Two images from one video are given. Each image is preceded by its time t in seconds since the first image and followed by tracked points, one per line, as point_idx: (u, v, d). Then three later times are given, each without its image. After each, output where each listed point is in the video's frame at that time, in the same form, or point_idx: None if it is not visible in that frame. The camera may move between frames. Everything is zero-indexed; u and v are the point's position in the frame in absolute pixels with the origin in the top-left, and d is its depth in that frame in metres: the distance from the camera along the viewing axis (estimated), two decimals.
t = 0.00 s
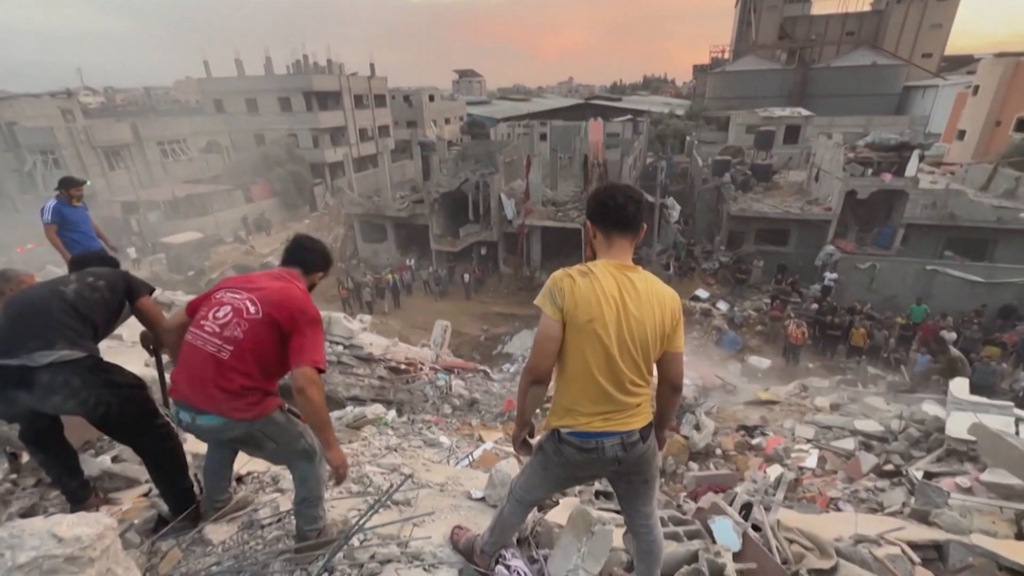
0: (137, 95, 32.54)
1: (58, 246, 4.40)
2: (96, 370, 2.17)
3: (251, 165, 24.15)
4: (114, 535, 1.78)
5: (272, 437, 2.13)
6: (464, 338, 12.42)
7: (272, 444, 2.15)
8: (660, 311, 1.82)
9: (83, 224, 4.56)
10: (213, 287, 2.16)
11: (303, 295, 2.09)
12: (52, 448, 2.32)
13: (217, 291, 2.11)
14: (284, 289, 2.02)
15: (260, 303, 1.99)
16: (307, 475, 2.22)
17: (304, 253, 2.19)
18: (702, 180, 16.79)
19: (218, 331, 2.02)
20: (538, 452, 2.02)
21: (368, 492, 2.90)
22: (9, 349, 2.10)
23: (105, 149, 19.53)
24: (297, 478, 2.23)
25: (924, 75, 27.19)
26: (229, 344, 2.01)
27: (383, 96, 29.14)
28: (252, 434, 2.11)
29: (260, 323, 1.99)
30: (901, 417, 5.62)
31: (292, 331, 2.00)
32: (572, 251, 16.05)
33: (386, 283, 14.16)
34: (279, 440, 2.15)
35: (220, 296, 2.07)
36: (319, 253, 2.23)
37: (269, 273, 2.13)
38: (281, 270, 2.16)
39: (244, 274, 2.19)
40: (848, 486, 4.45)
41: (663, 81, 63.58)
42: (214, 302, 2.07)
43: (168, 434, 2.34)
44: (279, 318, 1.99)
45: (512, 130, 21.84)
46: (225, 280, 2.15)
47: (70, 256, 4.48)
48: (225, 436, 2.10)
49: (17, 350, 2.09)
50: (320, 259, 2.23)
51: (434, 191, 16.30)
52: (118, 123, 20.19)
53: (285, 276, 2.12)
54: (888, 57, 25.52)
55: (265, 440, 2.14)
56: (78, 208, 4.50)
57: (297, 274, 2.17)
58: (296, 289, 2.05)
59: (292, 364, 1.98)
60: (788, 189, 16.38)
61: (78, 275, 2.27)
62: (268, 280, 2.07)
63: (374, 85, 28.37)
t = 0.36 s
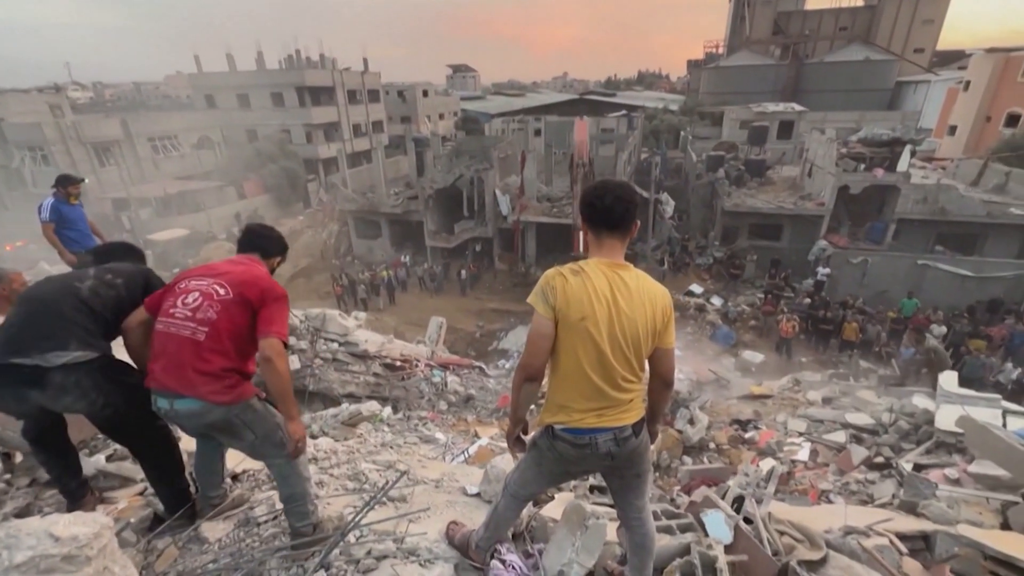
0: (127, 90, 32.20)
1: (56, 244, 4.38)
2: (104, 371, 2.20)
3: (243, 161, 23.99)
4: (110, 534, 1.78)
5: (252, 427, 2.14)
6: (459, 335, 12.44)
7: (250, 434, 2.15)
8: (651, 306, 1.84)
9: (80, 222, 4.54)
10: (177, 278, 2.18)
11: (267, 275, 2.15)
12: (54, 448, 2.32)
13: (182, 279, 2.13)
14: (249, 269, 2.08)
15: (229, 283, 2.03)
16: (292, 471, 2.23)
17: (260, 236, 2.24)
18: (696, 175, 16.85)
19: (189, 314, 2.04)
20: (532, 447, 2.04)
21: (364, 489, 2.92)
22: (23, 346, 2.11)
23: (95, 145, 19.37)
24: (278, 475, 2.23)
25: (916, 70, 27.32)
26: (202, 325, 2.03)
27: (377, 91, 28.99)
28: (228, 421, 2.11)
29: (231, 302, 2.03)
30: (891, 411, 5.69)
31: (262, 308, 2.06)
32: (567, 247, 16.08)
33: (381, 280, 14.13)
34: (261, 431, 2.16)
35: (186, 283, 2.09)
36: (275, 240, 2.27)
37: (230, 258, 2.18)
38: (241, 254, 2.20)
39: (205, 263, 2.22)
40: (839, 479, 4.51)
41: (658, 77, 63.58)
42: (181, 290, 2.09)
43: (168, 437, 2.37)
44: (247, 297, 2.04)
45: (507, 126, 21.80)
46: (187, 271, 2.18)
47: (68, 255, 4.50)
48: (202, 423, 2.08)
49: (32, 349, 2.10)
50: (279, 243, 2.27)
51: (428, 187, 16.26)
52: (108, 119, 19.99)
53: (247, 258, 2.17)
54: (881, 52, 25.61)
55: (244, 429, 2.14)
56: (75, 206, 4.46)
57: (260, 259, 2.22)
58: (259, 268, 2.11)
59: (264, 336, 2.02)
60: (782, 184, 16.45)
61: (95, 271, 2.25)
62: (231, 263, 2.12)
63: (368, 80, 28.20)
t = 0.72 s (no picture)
0: (117, 85, 31.85)
1: (49, 243, 4.35)
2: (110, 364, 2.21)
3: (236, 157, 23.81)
4: (104, 533, 1.79)
5: (266, 423, 2.15)
6: (454, 331, 12.43)
7: (267, 431, 2.16)
8: (645, 305, 1.86)
9: (73, 220, 4.51)
10: (175, 279, 2.05)
11: (273, 274, 2.05)
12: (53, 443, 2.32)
13: (183, 283, 2.00)
14: (255, 276, 1.97)
15: (236, 293, 1.94)
16: (300, 466, 2.24)
17: (260, 225, 2.10)
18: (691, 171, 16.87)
19: (200, 326, 1.97)
20: (525, 443, 2.05)
21: (358, 487, 2.91)
22: (28, 340, 2.09)
23: (86, 141, 19.20)
24: (289, 468, 2.24)
25: (909, 66, 27.43)
26: (215, 338, 1.98)
27: (371, 87, 28.81)
28: (247, 423, 2.13)
29: (240, 314, 1.96)
30: (883, 405, 5.74)
31: (274, 315, 2.01)
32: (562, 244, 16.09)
33: (376, 276, 14.10)
34: (274, 429, 2.17)
35: (188, 290, 1.99)
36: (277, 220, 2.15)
37: (230, 255, 2.05)
38: (241, 249, 2.07)
39: (202, 258, 2.08)
40: (832, 472, 4.56)
41: (653, 72, 63.50)
42: (184, 298, 1.98)
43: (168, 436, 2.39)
44: (258, 306, 1.97)
45: (501, 122, 21.72)
46: (184, 271, 2.04)
47: (63, 254, 4.51)
48: (223, 426, 2.10)
49: (37, 342, 2.09)
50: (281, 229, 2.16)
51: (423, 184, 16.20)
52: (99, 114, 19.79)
53: (249, 255, 2.05)
54: (874, 48, 25.66)
55: (260, 427, 2.15)
56: (67, 205, 4.43)
57: (262, 251, 2.10)
58: (265, 270, 2.00)
59: (283, 348, 2.01)
60: (776, 180, 16.50)
61: (101, 265, 2.24)
62: (233, 265, 2.00)
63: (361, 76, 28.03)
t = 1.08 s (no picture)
0: (115, 84, 31.80)
1: (52, 245, 4.37)
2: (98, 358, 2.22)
3: (235, 156, 23.77)
4: (106, 534, 1.80)
5: (283, 425, 2.15)
6: (454, 330, 12.44)
7: (283, 432, 2.17)
8: (645, 305, 1.87)
9: (73, 221, 4.52)
10: (197, 285, 1.99)
11: (300, 279, 2.02)
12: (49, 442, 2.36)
13: (207, 292, 1.96)
14: (285, 284, 1.94)
15: (265, 302, 1.92)
16: (304, 465, 2.25)
17: (273, 224, 2.08)
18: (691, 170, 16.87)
19: (230, 339, 1.95)
20: (524, 442, 2.06)
21: (358, 486, 2.92)
22: (14, 339, 2.11)
23: (84, 140, 19.17)
24: (296, 467, 2.26)
25: (908, 64, 27.43)
26: (246, 350, 1.96)
27: (370, 85, 28.77)
28: (268, 425, 2.12)
29: (272, 325, 1.95)
30: (881, 403, 5.76)
31: (304, 322, 2.00)
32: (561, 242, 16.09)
33: (375, 275, 14.09)
34: (290, 429, 2.18)
35: (212, 297, 1.95)
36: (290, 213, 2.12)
37: (250, 258, 2.01)
38: (263, 251, 2.04)
39: (219, 260, 2.03)
40: (831, 471, 4.58)
41: (652, 71, 63.42)
42: (211, 307, 1.94)
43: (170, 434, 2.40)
44: (289, 317, 1.96)
45: (501, 120, 21.70)
46: (205, 276, 1.99)
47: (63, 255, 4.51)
48: (245, 429, 2.09)
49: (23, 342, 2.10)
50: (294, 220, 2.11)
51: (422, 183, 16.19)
52: (97, 114, 19.74)
53: (270, 258, 2.02)
54: (874, 46, 25.65)
55: (277, 428, 2.15)
56: (68, 206, 4.44)
57: (283, 252, 2.07)
58: (291, 275, 1.98)
59: (316, 352, 2.03)
60: (775, 178, 16.50)
61: (78, 266, 2.26)
62: (257, 271, 1.97)
63: (361, 75, 27.99)
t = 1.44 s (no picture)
0: (112, 84, 31.68)
1: (49, 246, 4.37)
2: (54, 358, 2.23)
3: (233, 156, 23.71)
4: (108, 536, 1.80)
5: (285, 426, 2.15)
6: (453, 331, 12.44)
7: (283, 433, 2.16)
8: (646, 305, 1.88)
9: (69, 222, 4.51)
10: (182, 298, 2.00)
11: (285, 282, 2.00)
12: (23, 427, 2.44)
13: (193, 304, 1.97)
14: (269, 289, 1.92)
15: (252, 309, 1.91)
16: (309, 463, 2.27)
17: (263, 227, 2.00)
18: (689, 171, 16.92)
19: (220, 347, 1.96)
20: (525, 443, 2.06)
21: (358, 487, 2.92)
22: None
23: (80, 140, 19.09)
24: (298, 466, 2.27)
25: (905, 65, 27.54)
26: (239, 359, 1.97)
27: (369, 86, 28.75)
28: (268, 427, 2.12)
29: (260, 330, 1.95)
30: (879, 403, 5.77)
31: (294, 326, 1.98)
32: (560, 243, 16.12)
33: (374, 276, 14.09)
34: (292, 430, 2.17)
35: (199, 309, 1.95)
36: (282, 214, 2.07)
37: (233, 265, 1.99)
38: (246, 256, 2.02)
39: (203, 271, 2.02)
40: (829, 471, 4.59)
41: (651, 71, 63.50)
42: (198, 319, 1.95)
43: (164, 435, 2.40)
44: (277, 323, 1.95)
45: (499, 121, 21.68)
46: (190, 289, 1.99)
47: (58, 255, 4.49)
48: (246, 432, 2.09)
49: None
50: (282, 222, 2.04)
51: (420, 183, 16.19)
52: (94, 113, 19.67)
53: (253, 263, 2.00)
54: (870, 47, 25.75)
55: (278, 430, 2.14)
56: (64, 207, 4.43)
57: (267, 255, 2.04)
58: (276, 279, 1.95)
59: (314, 352, 2.01)
60: (773, 179, 16.54)
61: (49, 263, 2.24)
62: (241, 278, 1.95)
63: (359, 75, 27.96)
